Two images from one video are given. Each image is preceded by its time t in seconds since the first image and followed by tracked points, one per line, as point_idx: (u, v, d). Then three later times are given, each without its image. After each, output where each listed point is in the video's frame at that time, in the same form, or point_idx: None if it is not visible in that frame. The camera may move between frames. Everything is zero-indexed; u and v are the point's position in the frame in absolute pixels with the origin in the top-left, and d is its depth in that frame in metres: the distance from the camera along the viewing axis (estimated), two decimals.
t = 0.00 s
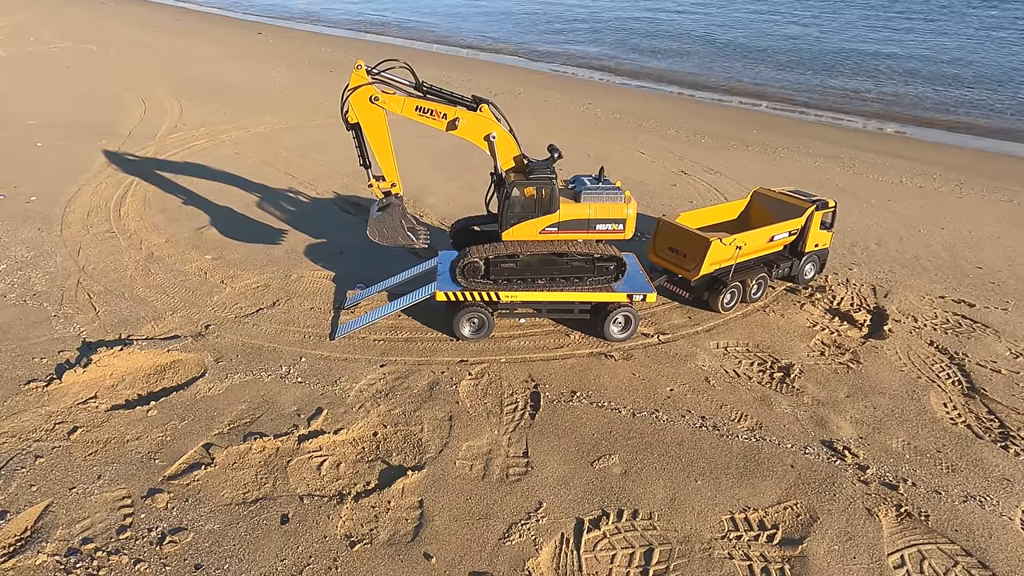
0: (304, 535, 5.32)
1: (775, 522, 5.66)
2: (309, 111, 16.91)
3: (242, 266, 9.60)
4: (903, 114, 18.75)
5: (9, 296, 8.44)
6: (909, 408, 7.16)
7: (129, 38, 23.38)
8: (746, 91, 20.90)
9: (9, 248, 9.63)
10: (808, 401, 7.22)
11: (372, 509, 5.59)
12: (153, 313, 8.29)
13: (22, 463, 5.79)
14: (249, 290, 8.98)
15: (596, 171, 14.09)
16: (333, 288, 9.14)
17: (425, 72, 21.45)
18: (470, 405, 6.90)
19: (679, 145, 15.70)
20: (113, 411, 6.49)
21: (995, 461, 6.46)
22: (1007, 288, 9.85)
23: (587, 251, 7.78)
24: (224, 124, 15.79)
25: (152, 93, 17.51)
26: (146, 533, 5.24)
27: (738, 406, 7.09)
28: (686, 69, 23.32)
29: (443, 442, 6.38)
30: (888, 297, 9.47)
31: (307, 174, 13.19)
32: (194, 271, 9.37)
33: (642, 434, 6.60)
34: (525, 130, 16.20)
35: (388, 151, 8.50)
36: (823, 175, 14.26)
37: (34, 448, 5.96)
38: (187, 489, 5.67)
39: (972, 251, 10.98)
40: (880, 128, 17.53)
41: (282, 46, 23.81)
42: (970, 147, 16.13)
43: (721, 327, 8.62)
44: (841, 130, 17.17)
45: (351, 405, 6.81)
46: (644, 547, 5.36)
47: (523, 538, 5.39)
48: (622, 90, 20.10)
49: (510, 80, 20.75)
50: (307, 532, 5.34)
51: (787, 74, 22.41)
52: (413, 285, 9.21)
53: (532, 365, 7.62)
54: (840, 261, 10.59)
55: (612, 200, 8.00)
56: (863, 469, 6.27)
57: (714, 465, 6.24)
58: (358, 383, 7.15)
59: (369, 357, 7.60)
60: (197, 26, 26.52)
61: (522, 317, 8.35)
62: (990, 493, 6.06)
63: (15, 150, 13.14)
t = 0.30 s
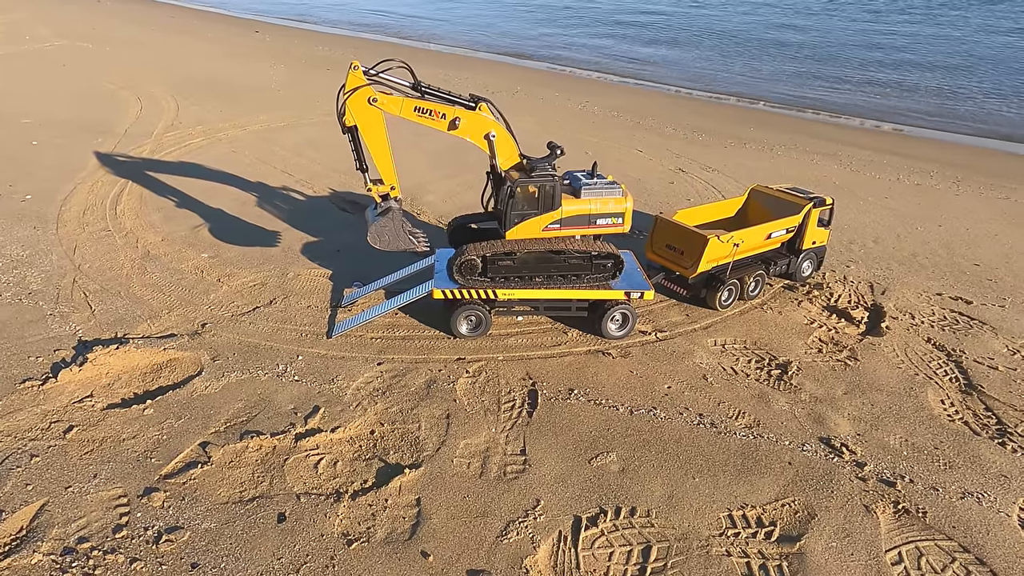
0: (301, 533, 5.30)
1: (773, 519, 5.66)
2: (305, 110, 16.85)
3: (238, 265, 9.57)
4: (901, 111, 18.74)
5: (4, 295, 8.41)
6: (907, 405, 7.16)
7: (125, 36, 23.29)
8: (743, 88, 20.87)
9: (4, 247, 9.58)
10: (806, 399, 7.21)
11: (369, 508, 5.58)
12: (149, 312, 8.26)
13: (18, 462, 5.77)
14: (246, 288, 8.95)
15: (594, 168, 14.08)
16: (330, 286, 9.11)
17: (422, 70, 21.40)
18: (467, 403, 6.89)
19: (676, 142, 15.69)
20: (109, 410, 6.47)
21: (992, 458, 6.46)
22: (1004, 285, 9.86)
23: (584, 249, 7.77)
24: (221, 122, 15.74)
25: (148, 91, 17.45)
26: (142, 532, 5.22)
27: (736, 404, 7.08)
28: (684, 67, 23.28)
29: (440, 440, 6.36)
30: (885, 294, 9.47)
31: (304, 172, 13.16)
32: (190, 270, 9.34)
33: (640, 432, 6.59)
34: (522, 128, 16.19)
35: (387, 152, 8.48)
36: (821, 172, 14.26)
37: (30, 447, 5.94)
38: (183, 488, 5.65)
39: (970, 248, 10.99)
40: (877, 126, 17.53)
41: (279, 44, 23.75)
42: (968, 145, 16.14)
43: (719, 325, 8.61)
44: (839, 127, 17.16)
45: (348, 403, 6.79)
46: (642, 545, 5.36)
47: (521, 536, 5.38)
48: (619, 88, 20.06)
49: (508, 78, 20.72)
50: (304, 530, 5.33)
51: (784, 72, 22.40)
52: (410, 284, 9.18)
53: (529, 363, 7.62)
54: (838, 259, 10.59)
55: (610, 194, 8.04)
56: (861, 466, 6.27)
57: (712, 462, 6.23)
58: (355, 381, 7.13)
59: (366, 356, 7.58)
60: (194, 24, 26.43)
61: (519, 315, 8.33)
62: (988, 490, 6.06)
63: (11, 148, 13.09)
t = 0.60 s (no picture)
0: (301, 528, 5.31)
1: (772, 515, 5.67)
2: (305, 106, 16.83)
3: (238, 261, 9.57)
4: (900, 108, 18.74)
5: (4, 291, 8.40)
6: (906, 401, 7.18)
7: (123, 33, 23.24)
8: (743, 85, 20.86)
9: (4, 243, 9.58)
10: (806, 395, 7.22)
11: (369, 503, 5.59)
12: (149, 308, 8.26)
13: (18, 458, 5.77)
14: (245, 285, 8.95)
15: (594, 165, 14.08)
16: (330, 282, 9.11)
17: (421, 67, 21.37)
18: (467, 399, 6.89)
19: (676, 139, 15.68)
20: (109, 406, 6.47)
21: (991, 453, 6.48)
22: (1003, 282, 9.87)
23: (584, 245, 7.78)
24: (220, 119, 15.72)
25: (147, 88, 17.42)
26: (143, 527, 5.23)
27: (736, 400, 7.10)
28: (684, 64, 23.25)
29: (440, 436, 6.37)
30: (885, 291, 9.48)
31: (304, 169, 13.15)
32: (190, 266, 9.34)
33: (639, 428, 6.60)
34: (522, 124, 16.18)
35: (388, 151, 8.47)
36: (820, 169, 14.26)
37: (30, 443, 5.95)
38: (184, 483, 5.66)
39: (969, 245, 11.01)
40: (877, 123, 17.53)
41: (278, 41, 23.70)
42: (967, 142, 16.14)
43: (719, 321, 8.62)
44: (838, 124, 17.16)
45: (348, 399, 6.79)
46: (641, 540, 5.37)
47: (521, 531, 5.40)
48: (619, 85, 20.05)
49: (508, 74, 20.70)
50: (305, 526, 5.34)
51: (785, 69, 22.38)
52: (410, 280, 9.19)
53: (529, 359, 7.62)
54: (838, 255, 10.59)
55: (609, 188, 8.02)
56: (860, 462, 6.28)
57: (712, 458, 6.25)
58: (355, 377, 7.14)
59: (366, 352, 7.58)
60: (193, 21, 26.37)
61: (519, 311, 8.34)
62: (987, 485, 6.08)
63: (10, 145, 13.07)
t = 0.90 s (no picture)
0: (301, 528, 5.32)
1: (770, 514, 5.69)
2: (303, 106, 16.83)
3: (237, 261, 9.57)
4: (899, 108, 18.76)
5: (3, 291, 8.40)
6: (904, 400, 7.19)
7: (122, 32, 23.21)
8: (741, 85, 20.87)
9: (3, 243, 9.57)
10: (804, 394, 7.24)
11: (368, 503, 5.59)
12: (148, 308, 8.27)
13: (17, 458, 5.78)
14: (244, 284, 8.95)
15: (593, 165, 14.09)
16: (329, 282, 9.11)
17: (420, 66, 21.36)
18: (466, 399, 6.90)
19: (675, 139, 15.69)
20: (108, 406, 6.48)
21: (989, 452, 6.50)
22: (1001, 281, 9.89)
23: (583, 245, 7.78)
24: (219, 118, 15.71)
25: (145, 87, 17.41)
26: (142, 527, 5.24)
27: (734, 399, 7.11)
28: (683, 63, 23.27)
29: (439, 435, 6.38)
30: (883, 290, 9.50)
31: (302, 169, 13.15)
32: (189, 266, 9.34)
33: (638, 427, 6.61)
34: (521, 124, 16.18)
35: (384, 146, 8.48)
36: (819, 169, 14.28)
37: (30, 443, 5.95)
38: (183, 483, 5.67)
39: (967, 245, 11.02)
40: (875, 123, 17.54)
41: (276, 40, 23.69)
42: (966, 141, 16.16)
43: (717, 321, 8.64)
44: (837, 124, 17.17)
45: (347, 399, 6.80)
46: (640, 539, 5.39)
47: (520, 530, 5.41)
48: (618, 85, 20.06)
49: (506, 74, 20.70)
50: (304, 525, 5.34)
51: (783, 68, 22.39)
52: (409, 280, 9.19)
53: (528, 359, 7.63)
54: (836, 255, 10.61)
55: (609, 192, 7.97)
56: (858, 461, 6.30)
57: (710, 457, 6.26)
58: (354, 377, 7.15)
59: (365, 351, 7.58)
60: (191, 20, 26.35)
61: (518, 311, 8.34)
62: (984, 484, 6.09)
63: (8, 144, 13.06)
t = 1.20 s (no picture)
0: (302, 526, 5.29)
1: (774, 512, 5.66)
2: (304, 103, 16.79)
3: (238, 258, 9.54)
4: (901, 106, 18.70)
5: (3, 288, 8.37)
6: (908, 398, 7.16)
7: (122, 30, 23.16)
8: (743, 82, 20.82)
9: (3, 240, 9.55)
10: (807, 392, 7.21)
11: (370, 501, 5.56)
12: (148, 305, 8.23)
13: (17, 455, 5.75)
14: (245, 282, 8.92)
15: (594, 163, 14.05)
16: (330, 279, 9.08)
17: (421, 64, 21.31)
18: (468, 397, 6.87)
19: (676, 137, 15.65)
20: (108, 403, 6.44)
21: (994, 451, 6.46)
22: (1004, 279, 9.85)
23: (585, 242, 7.74)
24: (220, 116, 15.68)
25: (146, 85, 17.37)
26: (142, 524, 5.21)
27: (737, 397, 7.08)
28: (684, 61, 23.21)
29: (441, 433, 6.35)
30: (886, 288, 9.46)
31: (303, 166, 13.12)
32: (189, 263, 9.31)
33: (641, 425, 6.58)
34: (522, 122, 16.15)
35: (386, 138, 8.44)
36: (821, 167, 14.23)
37: (30, 440, 5.92)
38: (184, 481, 5.63)
39: (970, 242, 10.98)
40: (877, 120, 17.48)
41: (277, 38, 23.63)
42: (968, 139, 16.11)
43: (720, 318, 8.60)
44: (839, 122, 17.11)
45: (348, 396, 6.77)
46: (644, 537, 5.35)
47: (523, 528, 5.38)
48: (619, 82, 20.01)
49: (508, 71, 20.65)
50: (306, 523, 5.31)
51: (785, 66, 22.32)
52: (410, 277, 9.17)
53: (530, 356, 7.60)
54: (838, 252, 10.57)
55: (609, 191, 7.93)
56: (862, 459, 6.26)
57: (714, 455, 6.23)
58: (355, 374, 7.12)
59: (366, 349, 7.55)
60: (192, 18, 26.31)
61: (520, 309, 8.31)
62: (989, 483, 6.06)
63: (8, 142, 13.02)
